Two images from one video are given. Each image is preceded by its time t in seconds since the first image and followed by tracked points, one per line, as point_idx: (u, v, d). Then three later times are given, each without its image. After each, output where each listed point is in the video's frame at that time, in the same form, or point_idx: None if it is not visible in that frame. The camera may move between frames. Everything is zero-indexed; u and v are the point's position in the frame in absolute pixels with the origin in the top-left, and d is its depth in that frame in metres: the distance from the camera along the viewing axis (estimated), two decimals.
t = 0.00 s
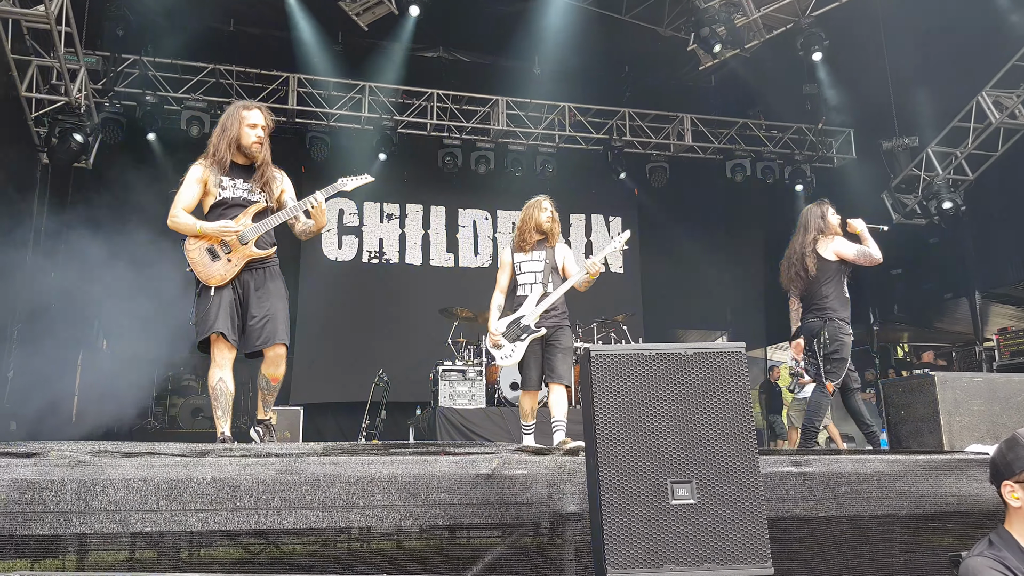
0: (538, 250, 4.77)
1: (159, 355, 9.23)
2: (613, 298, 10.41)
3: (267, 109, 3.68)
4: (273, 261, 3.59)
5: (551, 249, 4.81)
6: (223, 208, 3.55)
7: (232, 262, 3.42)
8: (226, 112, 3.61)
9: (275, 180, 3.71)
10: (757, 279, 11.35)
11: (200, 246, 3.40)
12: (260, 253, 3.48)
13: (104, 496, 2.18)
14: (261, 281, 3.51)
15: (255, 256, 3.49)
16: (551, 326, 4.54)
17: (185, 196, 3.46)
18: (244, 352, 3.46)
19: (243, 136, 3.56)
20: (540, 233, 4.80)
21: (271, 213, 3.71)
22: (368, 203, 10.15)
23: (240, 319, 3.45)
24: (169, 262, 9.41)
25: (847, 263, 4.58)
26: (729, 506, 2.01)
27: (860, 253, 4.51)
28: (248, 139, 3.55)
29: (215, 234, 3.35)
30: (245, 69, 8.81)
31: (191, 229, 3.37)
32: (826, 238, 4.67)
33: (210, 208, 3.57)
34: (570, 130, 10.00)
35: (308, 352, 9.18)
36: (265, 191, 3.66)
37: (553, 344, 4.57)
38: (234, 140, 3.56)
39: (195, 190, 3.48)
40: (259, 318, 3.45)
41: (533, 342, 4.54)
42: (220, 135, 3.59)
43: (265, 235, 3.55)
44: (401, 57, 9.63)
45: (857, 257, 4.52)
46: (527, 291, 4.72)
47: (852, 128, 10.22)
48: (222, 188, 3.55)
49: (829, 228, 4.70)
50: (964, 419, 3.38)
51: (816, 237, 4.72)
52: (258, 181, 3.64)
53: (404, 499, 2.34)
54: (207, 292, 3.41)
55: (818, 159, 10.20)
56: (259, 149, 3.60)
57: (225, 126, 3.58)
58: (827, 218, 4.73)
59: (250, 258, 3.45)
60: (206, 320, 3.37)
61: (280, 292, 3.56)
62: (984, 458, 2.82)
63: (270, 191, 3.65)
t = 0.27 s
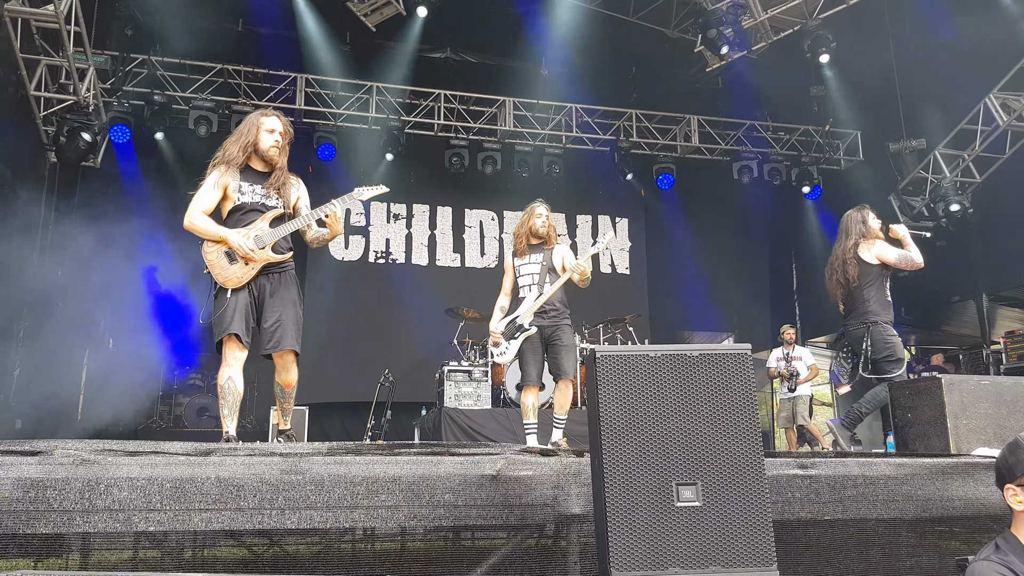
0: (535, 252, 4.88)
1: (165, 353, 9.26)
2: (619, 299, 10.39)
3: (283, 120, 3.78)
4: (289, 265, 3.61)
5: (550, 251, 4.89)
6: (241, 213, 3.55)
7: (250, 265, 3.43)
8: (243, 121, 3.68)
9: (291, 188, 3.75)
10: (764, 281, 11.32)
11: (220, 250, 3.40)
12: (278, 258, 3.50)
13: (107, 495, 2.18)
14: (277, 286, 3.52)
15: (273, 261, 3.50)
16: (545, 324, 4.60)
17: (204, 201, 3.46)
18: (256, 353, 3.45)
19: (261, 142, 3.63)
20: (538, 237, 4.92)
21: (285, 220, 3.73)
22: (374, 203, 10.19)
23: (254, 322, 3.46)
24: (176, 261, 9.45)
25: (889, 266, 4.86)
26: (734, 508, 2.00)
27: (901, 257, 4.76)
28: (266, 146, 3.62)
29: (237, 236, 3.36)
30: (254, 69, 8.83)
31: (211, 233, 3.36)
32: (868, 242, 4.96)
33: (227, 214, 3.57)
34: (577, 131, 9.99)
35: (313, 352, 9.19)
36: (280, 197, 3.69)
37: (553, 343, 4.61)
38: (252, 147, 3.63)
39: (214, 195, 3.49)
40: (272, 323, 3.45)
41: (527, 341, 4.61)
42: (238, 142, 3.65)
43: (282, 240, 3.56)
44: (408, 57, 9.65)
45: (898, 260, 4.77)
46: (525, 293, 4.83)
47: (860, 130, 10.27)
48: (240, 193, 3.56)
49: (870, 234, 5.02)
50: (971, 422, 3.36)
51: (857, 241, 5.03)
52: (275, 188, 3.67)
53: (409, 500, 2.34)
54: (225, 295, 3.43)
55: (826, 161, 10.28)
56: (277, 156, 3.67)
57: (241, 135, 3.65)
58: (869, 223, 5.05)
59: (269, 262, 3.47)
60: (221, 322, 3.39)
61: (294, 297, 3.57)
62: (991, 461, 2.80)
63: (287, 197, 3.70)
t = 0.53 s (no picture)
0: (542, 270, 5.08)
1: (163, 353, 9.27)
2: (618, 303, 10.41)
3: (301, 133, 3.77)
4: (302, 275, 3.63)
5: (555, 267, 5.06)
6: (257, 226, 3.56)
7: (264, 275, 3.45)
8: (262, 136, 3.68)
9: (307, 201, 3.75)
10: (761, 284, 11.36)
11: (235, 262, 3.42)
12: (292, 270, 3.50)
13: (102, 497, 2.20)
14: (288, 295, 3.54)
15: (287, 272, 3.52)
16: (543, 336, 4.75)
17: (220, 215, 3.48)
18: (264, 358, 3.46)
19: (277, 157, 3.63)
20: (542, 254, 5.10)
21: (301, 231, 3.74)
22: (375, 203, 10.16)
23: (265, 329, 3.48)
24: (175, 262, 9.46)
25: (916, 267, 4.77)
26: (734, 512, 2.02)
27: (929, 257, 4.69)
28: (283, 161, 3.62)
29: (250, 251, 3.38)
30: (254, 69, 8.83)
31: (226, 246, 3.38)
32: (895, 244, 4.86)
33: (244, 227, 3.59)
34: (577, 133, 10.01)
35: (311, 353, 9.20)
36: (295, 209, 3.69)
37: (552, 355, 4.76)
38: (269, 162, 3.63)
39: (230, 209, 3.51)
40: (283, 332, 3.48)
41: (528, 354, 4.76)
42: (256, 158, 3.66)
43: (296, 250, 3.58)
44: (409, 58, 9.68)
45: (925, 261, 4.71)
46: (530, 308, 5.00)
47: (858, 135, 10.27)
48: (256, 207, 3.58)
49: (897, 234, 4.90)
50: (966, 426, 3.38)
51: (884, 242, 4.92)
52: (290, 200, 3.68)
53: (408, 503, 2.36)
54: (239, 304, 3.44)
55: (824, 165, 10.26)
56: (293, 170, 3.67)
57: (259, 150, 3.66)
58: (895, 224, 4.94)
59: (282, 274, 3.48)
60: (232, 330, 3.40)
61: (303, 305, 3.59)
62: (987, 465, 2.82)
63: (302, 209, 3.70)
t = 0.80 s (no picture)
0: (549, 280, 5.13)
1: (159, 354, 9.27)
2: (615, 312, 10.44)
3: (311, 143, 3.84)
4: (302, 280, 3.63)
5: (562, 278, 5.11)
6: (260, 230, 3.61)
7: (264, 278, 3.47)
8: (273, 143, 3.76)
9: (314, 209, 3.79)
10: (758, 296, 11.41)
11: (236, 264, 3.47)
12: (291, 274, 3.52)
13: (91, 500, 2.20)
14: (286, 299, 3.54)
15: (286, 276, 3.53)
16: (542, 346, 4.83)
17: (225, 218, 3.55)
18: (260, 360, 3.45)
19: (285, 164, 3.70)
20: (549, 265, 5.18)
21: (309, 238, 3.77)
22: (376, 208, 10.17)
23: (261, 333, 3.48)
24: (174, 263, 9.48)
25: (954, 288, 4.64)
26: (725, 523, 2.03)
27: (967, 278, 4.55)
28: (291, 168, 3.68)
29: (250, 252, 3.43)
30: (257, 70, 8.87)
31: (228, 248, 3.44)
32: (932, 262, 4.77)
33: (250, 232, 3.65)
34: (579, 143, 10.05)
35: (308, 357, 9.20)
36: (301, 216, 3.72)
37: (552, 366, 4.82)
38: (278, 169, 3.70)
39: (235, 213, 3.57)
40: (282, 333, 3.48)
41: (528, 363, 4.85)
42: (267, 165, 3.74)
43: (298, 256, 3.60)
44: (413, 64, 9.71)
45: (962, 282, 4.57)
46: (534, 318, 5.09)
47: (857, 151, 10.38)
48: (261, 212, 3.63)
49: (932, 253, 4.81)
50: (958, 443, 3.39)
51: (921, 262, 4.83)
52: (297, 207, 3.72)
53: (401, 510, 2.38)
54: (236, 305, 3.46)
55: (823, 181, 10.39)
56: (301, 177, 3.72)
57: (270, 157, 3.74)
58: (932, 243, 4.85)
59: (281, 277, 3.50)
60: (228, 331, 3.41)
61: (302, 310, 3.58)
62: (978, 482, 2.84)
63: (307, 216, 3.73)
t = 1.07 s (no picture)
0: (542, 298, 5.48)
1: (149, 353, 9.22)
2: (607, 317, 10.45)
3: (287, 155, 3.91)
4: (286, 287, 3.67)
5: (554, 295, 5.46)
6: (243, 237, 3.59)
7: (252, 285, 3.48)
8: (249, 152, 3.78)
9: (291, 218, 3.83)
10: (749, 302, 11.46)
11: (222, 271, 3.44)
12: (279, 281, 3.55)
13: (80, 499, 2.19)
14: (273, 305, 3.56)
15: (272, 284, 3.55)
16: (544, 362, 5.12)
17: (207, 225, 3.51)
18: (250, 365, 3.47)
19: (265, 173, 3.73)
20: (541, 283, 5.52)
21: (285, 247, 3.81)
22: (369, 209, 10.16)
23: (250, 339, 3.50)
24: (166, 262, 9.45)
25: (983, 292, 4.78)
26: (714, 528, 2.04)
27: (996, 282, 4.69)
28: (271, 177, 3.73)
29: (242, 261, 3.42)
30: (250, 70, 8.86)
31: (216, 255, 3.41)
32: (961, 267, 4.91)
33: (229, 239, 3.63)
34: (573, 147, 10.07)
35: (299, 358, 9.18)
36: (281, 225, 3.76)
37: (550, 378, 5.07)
38: (258, 177, 3.72)
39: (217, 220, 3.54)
40: (267, 337, 3.49)
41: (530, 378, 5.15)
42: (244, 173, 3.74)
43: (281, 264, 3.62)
44: (408, 66, 9.71)
45: (993, 285, 4.71)
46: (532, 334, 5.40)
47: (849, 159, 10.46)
48: (243, 219, 3.62)
49: (962, 258, 4.95)
50: (947, 450, 3.41)
51: (951, 266, 4.96)
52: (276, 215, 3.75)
53: (392, 512, 2.37)
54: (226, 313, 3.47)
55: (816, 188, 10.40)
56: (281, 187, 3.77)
57: (248, 165, 3.75)
58: (961, 248, 4.99)
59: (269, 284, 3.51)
60: (218, 339, 3.43)
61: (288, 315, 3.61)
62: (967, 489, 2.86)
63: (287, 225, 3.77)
